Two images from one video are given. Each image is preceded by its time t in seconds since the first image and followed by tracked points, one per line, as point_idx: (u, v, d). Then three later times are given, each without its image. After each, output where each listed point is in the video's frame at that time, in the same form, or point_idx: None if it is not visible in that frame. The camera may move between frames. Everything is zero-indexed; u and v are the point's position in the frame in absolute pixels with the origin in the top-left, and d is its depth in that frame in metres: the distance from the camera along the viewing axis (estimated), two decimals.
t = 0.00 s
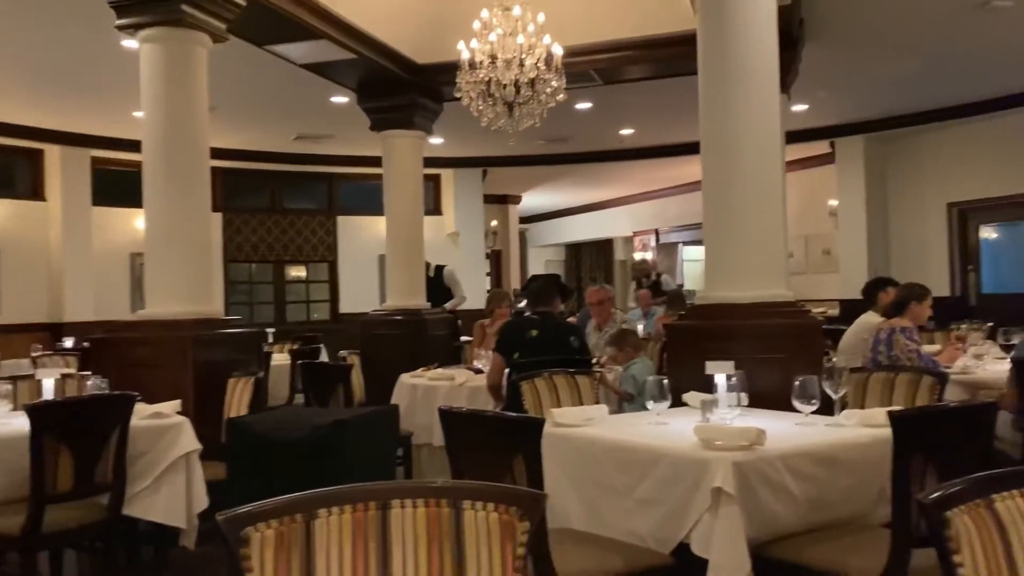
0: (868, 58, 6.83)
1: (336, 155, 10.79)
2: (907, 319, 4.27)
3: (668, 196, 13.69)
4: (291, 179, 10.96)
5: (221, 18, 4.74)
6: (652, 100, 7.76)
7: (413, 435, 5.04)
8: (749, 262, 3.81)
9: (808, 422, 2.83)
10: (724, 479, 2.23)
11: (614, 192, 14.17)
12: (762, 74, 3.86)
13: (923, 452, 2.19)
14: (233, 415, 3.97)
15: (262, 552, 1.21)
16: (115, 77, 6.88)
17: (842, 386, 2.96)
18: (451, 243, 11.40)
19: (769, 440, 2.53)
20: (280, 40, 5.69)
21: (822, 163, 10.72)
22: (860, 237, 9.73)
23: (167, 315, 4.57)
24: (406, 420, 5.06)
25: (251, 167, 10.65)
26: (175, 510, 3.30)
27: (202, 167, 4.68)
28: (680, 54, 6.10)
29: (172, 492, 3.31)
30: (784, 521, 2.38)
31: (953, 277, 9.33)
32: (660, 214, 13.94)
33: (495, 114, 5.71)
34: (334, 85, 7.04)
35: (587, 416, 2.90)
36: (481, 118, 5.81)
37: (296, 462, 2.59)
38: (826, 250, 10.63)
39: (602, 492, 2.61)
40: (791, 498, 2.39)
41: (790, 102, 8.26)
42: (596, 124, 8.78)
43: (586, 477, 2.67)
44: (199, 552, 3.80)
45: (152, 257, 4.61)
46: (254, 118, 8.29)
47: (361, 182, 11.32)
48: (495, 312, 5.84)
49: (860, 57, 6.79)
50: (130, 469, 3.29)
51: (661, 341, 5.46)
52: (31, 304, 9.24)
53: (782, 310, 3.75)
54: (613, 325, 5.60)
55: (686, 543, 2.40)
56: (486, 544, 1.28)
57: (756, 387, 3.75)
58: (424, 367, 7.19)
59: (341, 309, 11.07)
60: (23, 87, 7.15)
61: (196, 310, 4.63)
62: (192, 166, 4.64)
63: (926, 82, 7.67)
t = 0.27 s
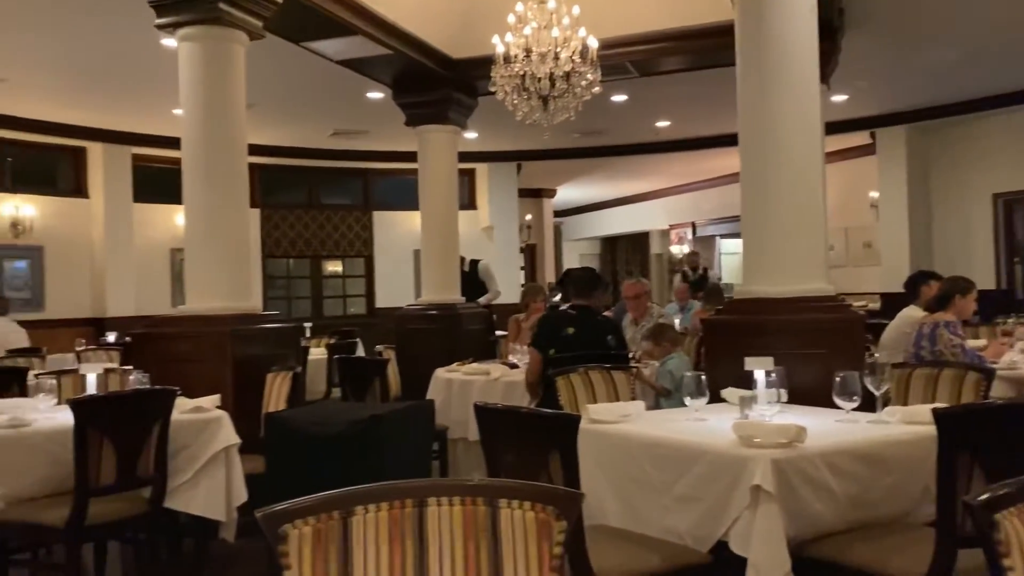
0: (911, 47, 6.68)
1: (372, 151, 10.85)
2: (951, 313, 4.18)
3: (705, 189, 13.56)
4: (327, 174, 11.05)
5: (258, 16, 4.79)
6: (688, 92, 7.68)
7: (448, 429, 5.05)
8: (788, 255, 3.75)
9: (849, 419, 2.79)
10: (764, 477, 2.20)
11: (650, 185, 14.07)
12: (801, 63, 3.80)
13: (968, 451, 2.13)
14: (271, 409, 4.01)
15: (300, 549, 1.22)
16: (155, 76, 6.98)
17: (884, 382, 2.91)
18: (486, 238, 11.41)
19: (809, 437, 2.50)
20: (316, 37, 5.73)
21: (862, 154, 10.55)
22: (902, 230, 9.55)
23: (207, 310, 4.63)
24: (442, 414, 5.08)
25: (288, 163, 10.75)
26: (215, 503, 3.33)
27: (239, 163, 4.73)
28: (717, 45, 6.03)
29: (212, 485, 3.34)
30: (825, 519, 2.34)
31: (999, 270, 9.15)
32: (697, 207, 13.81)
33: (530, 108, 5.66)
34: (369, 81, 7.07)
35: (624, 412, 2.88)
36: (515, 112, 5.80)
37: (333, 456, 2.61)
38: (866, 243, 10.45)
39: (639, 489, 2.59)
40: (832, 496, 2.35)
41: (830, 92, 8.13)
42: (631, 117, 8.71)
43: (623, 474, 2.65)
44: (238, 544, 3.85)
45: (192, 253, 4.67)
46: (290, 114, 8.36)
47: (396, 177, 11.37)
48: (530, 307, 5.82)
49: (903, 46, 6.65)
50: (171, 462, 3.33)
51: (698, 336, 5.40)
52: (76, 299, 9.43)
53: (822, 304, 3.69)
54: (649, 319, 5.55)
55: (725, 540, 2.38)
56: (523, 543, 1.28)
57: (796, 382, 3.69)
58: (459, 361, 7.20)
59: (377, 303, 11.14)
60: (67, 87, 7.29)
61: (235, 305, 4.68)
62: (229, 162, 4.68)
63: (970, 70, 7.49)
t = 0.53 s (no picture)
0: (956, 37, 6.54)
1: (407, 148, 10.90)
2: (998, 309, 4.08)
3: (743, 183, 13.42)
4: (364, 172, 11.12)
5: (295, 15, 4.83)
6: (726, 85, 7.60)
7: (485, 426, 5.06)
8: (829, 249, 3.70)
9: (893, 417, 2.73)
10: (804, 477, 2.17)
11: (686, 179, 13.96)
12: (842, 53, 3.73)
13: (1016, 450, 2.04)
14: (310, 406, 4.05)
15: (340, 547, 1.22)
16: (195, 77, 7.08)
17: (929, 380, 2.85)
18: (521, 233, 11.41)
19: (852, 436, 2.45)
20: (353, 36, 5.77)
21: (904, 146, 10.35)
22: (946, 224, 9.36)
23: (248, 307, 4.69)
24: (478, 411, 5.09)
25: (325, 161, 10.84)
26: (256, 498, 3.37)
27: (278, 161, 4.77)
28: (756, 38, 5.95)
29: (253, 479, 3.38)
30: (868, 519, 2.31)
31: None
32: (735, 201, 13.67)
33: (566, 104, 5.66)
34: (405, 79, 7.10)
35: (662, 410, 2.86)
36: (551, 107, 5.78)
37: (372, 453, 2.62)
38: (909, 237, 10.27)
39: (678, 489, 2.57)
40: (875, 496, 2.31)
41: (871, 84, 7.99)
42: (668, 111, 8.65)
43: (661, 472, 2.63)
44: (278, 539, 3.90)
45: (232, 250, 4.72)
46: (327, 113, 8.43)
47: (432, 174, 11.41)
48: (567, 303, 5.80)
49: (947, 36, 6.51)
50: (213, 457, 3.39)
51: (737, 332, 5.34)
52: (120, 296, 9.61)
53: (864, 300, 3.63)
54: (687, 316, 5.50)
55: (765, 540, 2.35)
56: (561, 543, 1.27)
57: (838, 380, 3.63)
58: (496, 358, 7.22)
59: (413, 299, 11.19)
60: (110, 88, 7.43)
61: (275, 302, 4.73)
62: (268, 160, 4.73)
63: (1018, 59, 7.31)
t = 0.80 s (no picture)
0: (1002, 27, 6.39)
1: (442, 146, 10.94)
2: None
3: (781, 178, 13.27)
4: (399, 170, 11.19)
5: (331, 15, 4.86)
6: (764, 79, 7.51)
7: (520, 423, 5.06)
8: (870, 246, 3.63)
9: (938, 416, 2.68)
10: (846, 477, 2.13)
11: (723, 174, 13.83)
12: (882, 47, 3.66)
13: None
14: (348, 404, 4.08)
15: (377, 546, 1.23)
16: (232, 77, 7.17)
17: (974, 378, 2.78)
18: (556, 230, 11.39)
19: (894, 435, 2.41)
20: (388, 35, 5.80)
21: (947, 138, 10.14)
22: (991, 217, 9.15)
23: (286, 305, 4.74)
24: (514, 408, 5.09)
25: (360, 159, 10.92)
26: (295, 495, 3.41)
27: (314, 161, 4.81)
28: (794, 31, 5.87)
29: (291, 476, 3.42)
30: (910, 521, 2.26)
31: None
32: (773, 196, 13.51)
33: (601, 99, 5.68)
34: (439, 77, 7.12)
35: (700, 409, 2.83)
36: (586, 103, 5.76)
37: (409, 450, 2.63)
38: (952, 232, 10.06)
39: (717, 489, 2.54)
40: (918, 496, 2.27)
41: (913, 76, 7.83)
42: (705, 106, 8.57)
43: (699, 472, 2.61)
44: (317, 534, 3.94)
45: (270, 249, 4.78)
46: (362, 112, 8.49)
47: (467, 171, 11.44)
48: (603, 300, 5.77)
49: (993, 26, 6.36)
50: (253, 454, 3.42)
51: (776, 330, 5.27)
52: (161, 295, 9.77)
53: (906, 297, 3.55)
54: (725, 313, 5.44)
55: (806, 540, 2.32)
56: (599, 545, 1.27)
57: (879, 378, 3.57)
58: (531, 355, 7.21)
59: (449, 297, 11.23)
60: (150, 90, 7.56)
61: (312, 300, 4.78)
62: (305, 159, 4.77)
63: None
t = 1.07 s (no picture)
0: None
1: (475, 145, 10.98)
2: None
3: (818, 174, 13.10)
4: (432, 169, 11.24)
5: (365, 17, 4.90)
6: (800, 75, 7.42)
7: (554, 423, 5.05)
8: (908, 245, 3.57)
9: (980, 418, 2.63)
10: (885, 479, 2.10)
11: (758, 171, 13.69)
12: (922, 41, 3.59)
13: None
14: (383, 403, 4.12)
15: (411, 547, 1.23)
16: (268, 80, 7.25)
17: (1018, 379, 2.72)
18: (590, 228, 11.36)
19: (935, 438, 2.37)
20: (421, 36, 5.82)
21: (989, 133, 9.94)
22: None
23: (321, 305, 4.79)
24: (547, 408, 5.09)
25: (394, 159, 10.99)
26: (330, 494, 3.45)
27: (349, 162, 4.85)
28: (830, 26, 5.79)
29: (327, 475, 3.46)
30: (952, 524, 2.22)
31: None
32: (810, 193, 13.35)
33: (634, 97, 5.65)
34: (472, 76, 7.14)
35: (735, 410, 2.81)
36: (619, 102, 5.73)
37: (444, 451, 2.63)
38: (994, 228, 9.86)
39: (752, 490, 2.52)
40: (960, 499, 2.23)
41: (954, 70, 7.69)
42: (740, 102, 8.49)
43: (735, 473, 2.59)
44: (352, 533, 3.97)
45: (306, 249, 4.83)
46: (395, 112, 8.54)
47: (500, 171, 11.45)
48: (637, 299, 5.73)
49: None
50: (289, 453, 3.47)
51: (813, 329, 5.21)
52: (199, 295, 9.92)
53: (947, 296, 3.48)
54: (761, 312, 5.39)
55: (844, 544, 2.29)
56: (633, 549, 1.26)
57: (920, 378, 3.51)
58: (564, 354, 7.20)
59: (482, 296, 11.25)
60: (188, 93, 7.67)
61: (347, 300, 4.83)
62: (340, 161, 4.82)
63: None
